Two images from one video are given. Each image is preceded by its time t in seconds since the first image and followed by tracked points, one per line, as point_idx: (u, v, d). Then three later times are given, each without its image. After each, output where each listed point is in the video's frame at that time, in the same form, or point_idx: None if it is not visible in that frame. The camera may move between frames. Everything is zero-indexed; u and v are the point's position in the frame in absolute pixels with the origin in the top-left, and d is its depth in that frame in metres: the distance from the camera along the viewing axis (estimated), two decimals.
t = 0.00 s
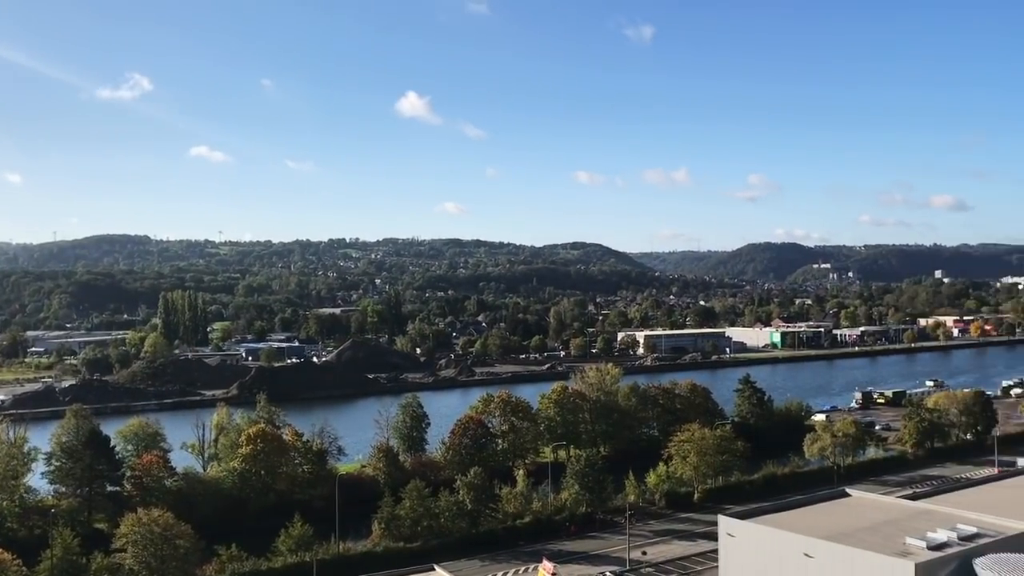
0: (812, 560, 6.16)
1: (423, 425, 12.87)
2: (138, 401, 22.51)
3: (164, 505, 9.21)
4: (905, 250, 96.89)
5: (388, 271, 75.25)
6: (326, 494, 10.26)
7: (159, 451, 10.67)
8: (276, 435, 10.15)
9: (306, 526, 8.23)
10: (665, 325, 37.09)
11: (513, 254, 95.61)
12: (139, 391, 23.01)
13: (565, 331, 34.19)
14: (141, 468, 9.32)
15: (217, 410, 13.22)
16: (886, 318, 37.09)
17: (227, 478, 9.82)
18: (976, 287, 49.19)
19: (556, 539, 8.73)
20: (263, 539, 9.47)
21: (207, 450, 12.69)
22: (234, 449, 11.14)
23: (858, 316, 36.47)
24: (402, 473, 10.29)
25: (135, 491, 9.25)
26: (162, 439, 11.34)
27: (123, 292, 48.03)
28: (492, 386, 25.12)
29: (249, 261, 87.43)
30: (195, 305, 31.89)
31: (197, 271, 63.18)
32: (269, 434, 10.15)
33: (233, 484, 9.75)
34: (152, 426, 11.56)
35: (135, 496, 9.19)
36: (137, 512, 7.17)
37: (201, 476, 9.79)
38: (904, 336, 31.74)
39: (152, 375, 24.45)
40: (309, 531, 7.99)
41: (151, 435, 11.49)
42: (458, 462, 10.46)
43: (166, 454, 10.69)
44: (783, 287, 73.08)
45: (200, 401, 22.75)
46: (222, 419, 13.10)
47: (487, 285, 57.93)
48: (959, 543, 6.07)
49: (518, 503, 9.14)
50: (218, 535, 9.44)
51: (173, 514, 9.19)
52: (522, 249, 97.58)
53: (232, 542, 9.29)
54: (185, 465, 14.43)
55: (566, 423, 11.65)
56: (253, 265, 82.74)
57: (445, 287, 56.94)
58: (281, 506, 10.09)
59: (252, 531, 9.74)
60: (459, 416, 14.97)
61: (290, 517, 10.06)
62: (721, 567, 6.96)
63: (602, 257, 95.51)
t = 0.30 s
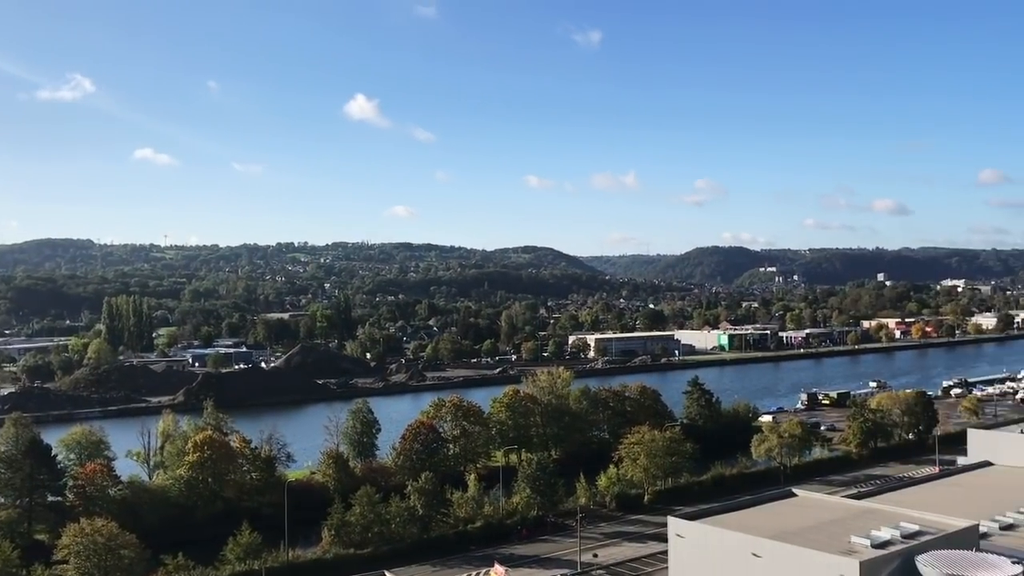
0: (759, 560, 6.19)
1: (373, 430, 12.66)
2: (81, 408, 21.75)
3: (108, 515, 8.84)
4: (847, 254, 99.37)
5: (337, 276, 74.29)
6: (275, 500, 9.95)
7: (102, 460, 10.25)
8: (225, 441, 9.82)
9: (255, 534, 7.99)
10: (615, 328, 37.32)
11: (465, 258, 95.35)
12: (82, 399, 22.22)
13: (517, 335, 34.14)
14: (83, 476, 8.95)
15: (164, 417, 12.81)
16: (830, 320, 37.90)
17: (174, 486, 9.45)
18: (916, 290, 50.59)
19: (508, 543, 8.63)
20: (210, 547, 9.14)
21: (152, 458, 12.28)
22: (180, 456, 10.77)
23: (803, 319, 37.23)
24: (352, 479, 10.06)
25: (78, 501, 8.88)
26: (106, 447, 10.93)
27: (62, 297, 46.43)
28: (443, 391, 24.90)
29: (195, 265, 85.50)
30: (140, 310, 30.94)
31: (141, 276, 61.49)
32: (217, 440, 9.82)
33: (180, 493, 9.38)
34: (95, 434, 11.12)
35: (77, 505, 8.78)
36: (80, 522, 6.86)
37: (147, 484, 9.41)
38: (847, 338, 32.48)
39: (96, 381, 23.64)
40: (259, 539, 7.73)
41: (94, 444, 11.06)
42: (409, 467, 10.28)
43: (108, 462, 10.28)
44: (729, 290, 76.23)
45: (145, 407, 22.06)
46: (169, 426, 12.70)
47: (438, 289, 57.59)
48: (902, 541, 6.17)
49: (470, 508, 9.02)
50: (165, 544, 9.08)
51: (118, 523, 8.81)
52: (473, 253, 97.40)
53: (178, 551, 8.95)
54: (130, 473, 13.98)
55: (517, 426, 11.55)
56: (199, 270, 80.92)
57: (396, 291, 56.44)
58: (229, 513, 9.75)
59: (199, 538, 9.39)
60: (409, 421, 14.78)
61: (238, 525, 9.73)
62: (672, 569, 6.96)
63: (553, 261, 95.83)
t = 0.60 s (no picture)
0: (713, 560, 6.23)
1: (328, 435, 12.43)
2: (26, 415, 21.02)
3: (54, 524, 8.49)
4: (798, 257, 101.35)
5: (291, 279, 73.27)
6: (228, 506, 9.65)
7: (48, 467, 9.86)
8: (177, 447, 9.51)
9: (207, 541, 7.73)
10: (571, 331, 37.45)
11: (421, 261, 94.83)
12: (27, 406, 21.47)
13: (473, 338, 34.00)
14: (29, 484, 8.60)
15: (113, 423, 12.41)
16: (782, 322, 38.55)
17: (123, 493, 9.12)
18: (863, 293, 51.78)
19: (464, 547, 8.53)
20: (161, 555, 8.83)
21: (101, 465, 11.89)
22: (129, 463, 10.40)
23: (755, 322, 37.79)
24: (306, 484, 9.85)
25: (23, 510, 8.52)
26: (52, 454, 10.54)
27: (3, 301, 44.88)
28: (398, 395, 24.64)
29: (145, 269, 83.50)
30: (88, 315, 30.01)
31: (88, 279, 59.79)
32: (168, 446, 9.51)
33: (130, 500, 9.05)
34: (41, 441, 10.71)
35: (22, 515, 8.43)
36: (25, 531, 6.57)
37: (95, 492, 9.06)
38: (798, 340, 33.06)
39: (42, 388, 22.88)
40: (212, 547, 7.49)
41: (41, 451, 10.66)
42: (364, 472, 10.09)
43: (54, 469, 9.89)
44: (683, 293, 77.21)
45: (94, 413, 21.39)
46: (119, 433, 12.32)
47: (393, 292, 57.12)
48: (852, 540, 6.26)
49: (425, 513, 8.89)
50: (114, 553, 8.74)
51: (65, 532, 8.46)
52: (429, 256, 96.93)
53: (128, 560, 8.63)
54: (78, 480, 13.55)
55: (474, 430, 11.44)
56: (148, 273, 79.02)
57: (351, 294, 55.82)
58: (180, 521, 9.43)
59: (150, 547, 9.06)
60: (365, 425, 14.58)
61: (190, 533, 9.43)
62: (627, 570, 6.96)
63: (509, 264, 95.82)
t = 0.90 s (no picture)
0: (665, 560, 6.24)
1: (281, 438, 12.15)
2: None
3: None
4: (749, 260, 103.14)
5: (243, 281, 72.04)
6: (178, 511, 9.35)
7: None
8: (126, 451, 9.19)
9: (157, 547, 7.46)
10: (526, 334, 37.46)
11: (375, 263, 94.06)
12: None
13: (428, 340, 33.77)
14: None
15: (59, 428, 11.99)
16: (733, 324, 39.12)
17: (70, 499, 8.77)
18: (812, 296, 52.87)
19: (419, 550, 8.40)
20: (109, 563, 8.51)
21: (46, 471, 11.48)
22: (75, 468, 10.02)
23: (707, 324, 38.28)
24: (258, 488, 9.60)
25: None
26: None
27: None
28: (352, 398, 24.33)
29: (92, 271, 81.31)
30: (33, 316, 29.03)
31: (31, 281, 57.94)
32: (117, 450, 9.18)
33: (77, 506, 8.72)
34: None
35: None
36: None
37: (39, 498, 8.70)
38: (749, 342, 33.58)
39: None
40: (162, 553, 7.23)
41: None
42: (317, 475, 9.86)
43: None
44: (637, 295, 77.94)
45: (39, 417, 20.69)
46: (65, 437, 11.91)
47: (347, 294, 56.52)
48: (802, 539, 6.33)
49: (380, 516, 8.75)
50: (59, 561, 8.41)
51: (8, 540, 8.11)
52: (384, 258, 96.21)
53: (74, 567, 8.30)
54: (22, 487, 13.07)
55: (428, 432, 11.28)
56: (94, 275, 76.87)
57: (304, 296, 55.06)
58: (129, 527, 9.11)
59: (96, 554, 8.73)
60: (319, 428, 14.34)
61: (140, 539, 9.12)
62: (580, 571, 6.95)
63: (465, 266, 95.62)
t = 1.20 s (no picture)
0: (611, 561, 6.26)
1: (224, 441, 11.83)
2: None
3: None
4: (695, 263, 104.83)
5: (186, 281, 70.43)
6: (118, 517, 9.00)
7: None
8: (64, 455, 8.82)
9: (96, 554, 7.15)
10: (474, 335, 37.41)
11: (322, 263, 92.90)
12: None
13: (375, 342, 33.45)
14: None
15: None
16: (679, 326, 39.69)
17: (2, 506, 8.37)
18: (755, 298, 53.98)
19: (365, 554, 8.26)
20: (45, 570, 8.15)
21: None
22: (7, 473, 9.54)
23: (654, 326, 38.74)
24: (201, 492, 9.32)
25: None
26: None
27: None
28: (298, 400, 23.92)
29: (29, 270, 78.64)
30: None
31: None
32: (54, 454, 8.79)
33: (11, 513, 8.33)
34: None
35: None
36: None
37: None
38: (694, 344, 34.07)
39: None
40: (101, 559, 6.94)
41: None
42: (261, 479, 9.61)
43: None
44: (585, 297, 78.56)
45: None
46: None
47: (293, 295, 55.66)
48: (745, 538, 6.42)
49: (326, 520, 8.58)
50: None
51: None
52: (331, 258, 95.05)
53: None
54: None
55: (375, 434, 11.11)
56: (27, 274, 74.18)
57: (248, 297, 54.02)
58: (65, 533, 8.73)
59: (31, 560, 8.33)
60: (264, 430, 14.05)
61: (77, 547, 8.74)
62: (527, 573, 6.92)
63: (413, 267, 95.17)
